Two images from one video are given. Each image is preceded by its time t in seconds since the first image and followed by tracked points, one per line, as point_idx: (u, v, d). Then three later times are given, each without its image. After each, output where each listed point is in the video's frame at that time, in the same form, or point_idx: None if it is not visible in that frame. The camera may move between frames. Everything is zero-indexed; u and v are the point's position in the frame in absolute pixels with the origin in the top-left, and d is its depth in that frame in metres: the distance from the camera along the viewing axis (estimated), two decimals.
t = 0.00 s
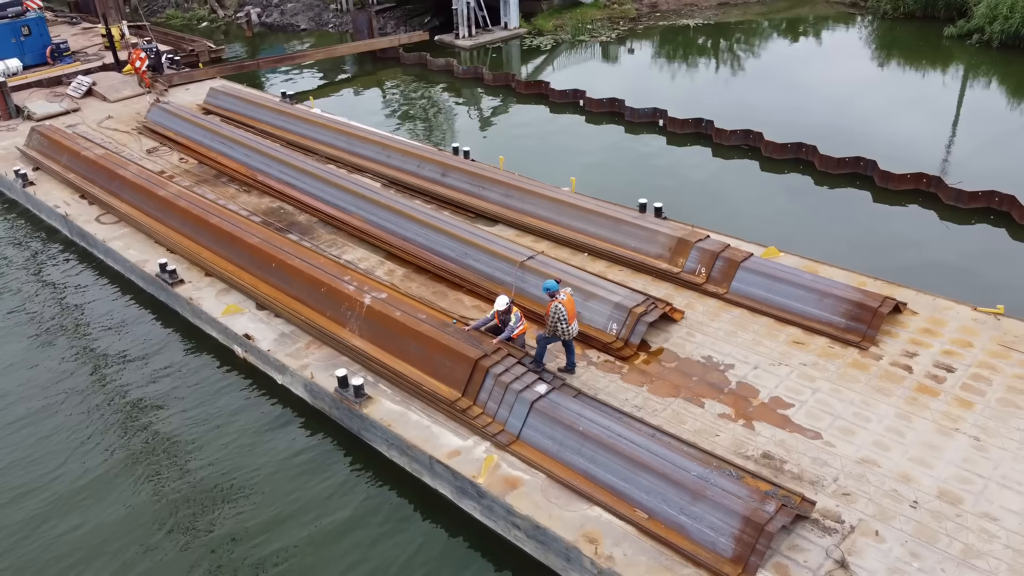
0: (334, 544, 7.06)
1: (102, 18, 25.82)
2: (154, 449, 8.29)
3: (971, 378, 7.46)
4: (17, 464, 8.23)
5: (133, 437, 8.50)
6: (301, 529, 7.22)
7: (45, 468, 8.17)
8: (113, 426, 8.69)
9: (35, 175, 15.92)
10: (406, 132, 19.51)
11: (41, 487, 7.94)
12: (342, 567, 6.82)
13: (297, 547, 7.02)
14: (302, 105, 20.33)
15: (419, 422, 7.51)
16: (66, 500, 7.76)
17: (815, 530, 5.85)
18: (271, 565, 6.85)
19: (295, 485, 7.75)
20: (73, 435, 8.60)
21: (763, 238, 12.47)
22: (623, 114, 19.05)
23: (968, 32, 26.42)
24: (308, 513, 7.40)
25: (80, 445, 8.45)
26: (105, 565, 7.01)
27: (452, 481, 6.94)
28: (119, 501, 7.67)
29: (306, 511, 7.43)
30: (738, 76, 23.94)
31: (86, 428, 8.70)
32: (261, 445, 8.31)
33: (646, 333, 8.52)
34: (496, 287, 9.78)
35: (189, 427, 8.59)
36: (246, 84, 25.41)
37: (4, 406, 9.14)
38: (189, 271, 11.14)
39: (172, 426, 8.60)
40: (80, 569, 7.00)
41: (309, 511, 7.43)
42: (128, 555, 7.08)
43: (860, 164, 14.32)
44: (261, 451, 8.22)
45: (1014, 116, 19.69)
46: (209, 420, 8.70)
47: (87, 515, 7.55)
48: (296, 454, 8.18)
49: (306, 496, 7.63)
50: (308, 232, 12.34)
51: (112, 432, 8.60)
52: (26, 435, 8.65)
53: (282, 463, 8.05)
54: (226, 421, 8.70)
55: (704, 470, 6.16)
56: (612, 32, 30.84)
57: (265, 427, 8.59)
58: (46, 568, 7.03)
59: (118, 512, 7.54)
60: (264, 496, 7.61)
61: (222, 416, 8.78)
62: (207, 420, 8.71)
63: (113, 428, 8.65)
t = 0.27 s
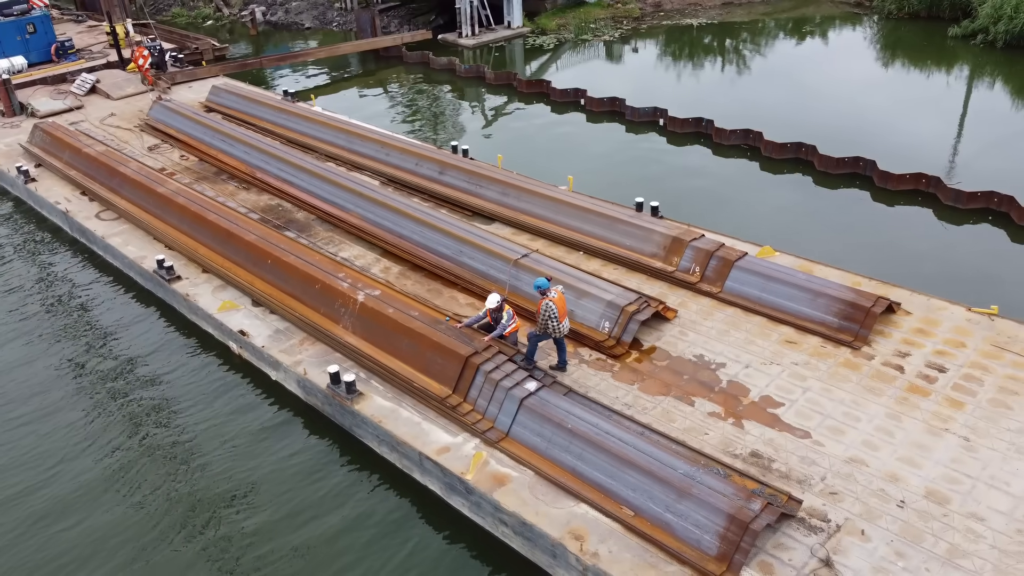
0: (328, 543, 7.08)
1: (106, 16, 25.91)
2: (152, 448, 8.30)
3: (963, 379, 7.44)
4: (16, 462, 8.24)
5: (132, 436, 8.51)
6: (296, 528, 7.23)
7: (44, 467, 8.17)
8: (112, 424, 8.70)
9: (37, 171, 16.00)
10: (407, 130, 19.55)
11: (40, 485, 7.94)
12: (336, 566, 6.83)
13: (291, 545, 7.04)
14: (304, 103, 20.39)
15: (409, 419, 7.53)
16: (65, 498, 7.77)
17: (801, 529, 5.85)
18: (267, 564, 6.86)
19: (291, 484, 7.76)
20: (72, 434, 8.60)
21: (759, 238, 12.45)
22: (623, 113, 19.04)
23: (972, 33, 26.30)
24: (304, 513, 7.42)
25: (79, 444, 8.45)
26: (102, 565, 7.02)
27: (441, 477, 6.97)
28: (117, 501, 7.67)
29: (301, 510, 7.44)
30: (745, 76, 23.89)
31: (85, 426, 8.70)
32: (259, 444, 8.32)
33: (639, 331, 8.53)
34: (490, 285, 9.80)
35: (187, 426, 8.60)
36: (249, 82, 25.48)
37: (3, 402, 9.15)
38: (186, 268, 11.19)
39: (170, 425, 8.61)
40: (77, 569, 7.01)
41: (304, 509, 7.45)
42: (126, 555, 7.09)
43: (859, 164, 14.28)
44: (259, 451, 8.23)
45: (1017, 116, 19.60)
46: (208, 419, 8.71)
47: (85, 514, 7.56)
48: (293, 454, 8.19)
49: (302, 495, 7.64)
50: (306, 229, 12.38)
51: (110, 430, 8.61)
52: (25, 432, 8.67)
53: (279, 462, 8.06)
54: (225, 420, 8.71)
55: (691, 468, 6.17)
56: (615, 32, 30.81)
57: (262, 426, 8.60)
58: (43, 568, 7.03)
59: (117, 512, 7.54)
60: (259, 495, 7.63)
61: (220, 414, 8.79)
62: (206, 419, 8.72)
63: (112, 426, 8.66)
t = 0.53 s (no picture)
0: (320, 538, 7.07)
1: (111, 14, 26.03)
2: (148, 445, 8.30)
3: (953, 379, 7.41)
4: (13, 460, 8.25)
5: (128, 433, 8.51)
6: (289, 524, 7.22)
7: (40, 465, 8.17)
8: (109, 421, 8.70)
9: (39, 168, 16.09)
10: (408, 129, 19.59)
11: (36, 483, 7.94)
12: (327, 561, 6.83)
13: (282, 541, 7.04)
14: (306, 101, 20.45)
15: (398, 415, 7.56)
16: (60, 495, 7.77)
17: (784, 528, 5.84)
18: (260, 560, 6.85)
19: (286, 481, 7.75)
20: (68, 431, 8.61)
21: (755, 238, 12.44)
22: (624, 113, 19.02)
23: (977, 33, 26.18)
24: (296, 508, 7.41)
25: (76, 442, 8.45)
26: (97, 562, 7.00)
27: (428, 473, 6.99)
28: (112, 499, 7.66)
29: (294, 506, 7.44)
30: (752, 75, 23.86)
31: (82, 423, 8.71)
32: (254, 441, 8.31)
33: (630, 330, 8.54)
34: (484, 282, 9.82)
35: (183, 422, 8.60)
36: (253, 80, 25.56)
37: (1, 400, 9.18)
38: (183, 264, 11.24)
39: (166, 422, 8.61)
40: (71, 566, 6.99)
41: (296, 505, 7.44)
42: (121, 553, 7.07)
43: (859, 164, 14.23)
44: (254, 447, 8.21)
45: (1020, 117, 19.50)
46: (204, 416, 8.70)
47: (80, 512, 7.55)
48: (287, 450, 8.18)
49: (295, 491, 7.63)
50: (303, 226, 12.43)
51: (107, 427, 8.62)
52: (22, 429, 8.68)
53: (273, 459, 8.05)
54: (220, 416, 8.70)
55: (676, 466, 6.17)
56: (618, 31, 30.78)
57: (257, 423, 8.60)
58: (38, 566, 7.02)
59: (113, 509, 7.53)
60: (253, 491, 7.62)
61: (216, 411, 8.79)
62: (202, 415, 8.72)
63: (109, 424, 8.66)
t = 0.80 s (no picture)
0: (314, 537, 7.10)
1: (119, 12, 26.18)
2: (146, 444, 8.33)
3: (944, 381, 7.38)
4: (13, 459, 8.29)
5: (127, 431, 8.55)
6: (284, 523, 7.25)
7: (40, 464, 8.20)
8: (110, 421, 8.72)
9: (44, 164, 16.22)
10: (410, 128, 19.64)
11: (35, 483, 7.96)
12: (320, 560, 6.86)
13: (276, 540, 7.07)
14: (309, 99, 20.53)
15: (389, 411, 7.59)
16: (60, 495, 7.80)
17: (769, 527, 5.84)
18: (259, 560, 6.87)
19: (281, 480, 7.77)
20: (68, 430, 8.65)
21: (752, 238, 12.42)
22: (626, 112, 19.01)
23: (984, 34, 26.03)
24: (291, 507, 7.44)
25: (75, 441, 8.49)
26: (95, 561, 7.03)
27: (417, 469, 7.03)
28: (112, 499, 7.68)
29: (289, 505, 7.46)
30: (760, 76, 23.83)
31: (83, 423, 8.74)
32: (251, 440, 8.34)
33: (622, 329, 8.55)
34: (479, 281, 9.85)
35: (181, 421, 8.64)
36: (258, 78, 25.67)
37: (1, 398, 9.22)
38: (182, 260, 11.31)
39: (165, 421, 8.64)
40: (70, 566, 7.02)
41: (291, 503, 7.47)
42: (120, 554, 7.08)
43: (859, 165, 14.19)
44: (252, 446, 8.24)
45: None
46: (202, 415, 8.73)
47: (80, 512, 7.58)
48: (283, 449, 8.20)
49: (290, 490, 7.66)
50: (302, 224, 12.49)
51: (106, 426, 8.66)
52: (22, 428, 8.73)
53: (270, 458, 8.07)
54: (218, 415, 8.74)
55: (661, 465, 6.17)
56: (624, 31, 30.73)
57: (254, 421, 8.63)
58: (36, 566, 7.04)
59: (115, 510, 7.55)
60: (248, 490, 7.66)
61: (214, 410, 8.82)
62: (200, 414, 8.75)
63: (108, 422, 8.70)
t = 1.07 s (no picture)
0: (309, 532, 7.12)
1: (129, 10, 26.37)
2: (145, 441, 8.35)
3: (938, 383, 7.34)
4: (12, 455, 8.31)
5: (126, 427, 8.58)
6: (280, 518, 7.27)
7: (39, 460, 8.23)
8: (112, 419, 8.72)
9: (51, 160, 16.36)
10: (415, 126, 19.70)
11: (35, 480, 7.98)
12: (315, 555, 6.87)
13: (271, 534, 7.09)
14: (315, 97, 20.62)
15: (382, 408, 7.62)
16: (58, 492, 7.82)
17: (756, 527, 5.83)
18: (259, 559, 6.86)
19: (278, 477, 7.79)
20: (69, 428, 8.66)
21: (751, 238, 12.39)
22: (631, 112, 19.00)
23: (994, 35, 25.85)
24: (286, 503, 7.46)
25: (75, 437, 8.52)
26: (94, 557, 7.05)
27: (408, 465, 7.06)
28: (110, 496, 7.68)
29: (285, 500, 7.49)
30: (772, 76, 23.77)
31: (85, 421, 8.73)
32: (248, 437, 8.36)
33: (617, 328, 8.56)
34: (476, 278, 9.89)
35: (180, 417, 8.68)
36: (266, 76, 25.79)
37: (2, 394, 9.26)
38: (183, 256, 11.40)
39: (164, 418, 8.66)
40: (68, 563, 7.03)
41: (289, 500, 7.49)
42: (124, 553, 7.06)
43: (863, 166, 14.12)
44: (249, 443, 8.26)
45: None
46: (201, 411, 8.76)
47: (78, 508, 7.59)
48: (280, 445, 8.23)
49: (286, 485, 7.68)
50: (303, 221, 12.56)
51: (106, 423, 8.68)
52: (22, 424, 8.76)
53: (266, 454, 8.09)
54: (216, 411, 8.76)
55: (649, 463, 6.17)
56: (631, 31, 30.68)
57: (252, 417, 8.66)
58: (34, 563, 7.05)
59: (117, 509, 7.54)
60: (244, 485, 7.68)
61: (212, 406, 8.85)
62: (199, 411, 8.77)
63: (109, 420, 8.71)
